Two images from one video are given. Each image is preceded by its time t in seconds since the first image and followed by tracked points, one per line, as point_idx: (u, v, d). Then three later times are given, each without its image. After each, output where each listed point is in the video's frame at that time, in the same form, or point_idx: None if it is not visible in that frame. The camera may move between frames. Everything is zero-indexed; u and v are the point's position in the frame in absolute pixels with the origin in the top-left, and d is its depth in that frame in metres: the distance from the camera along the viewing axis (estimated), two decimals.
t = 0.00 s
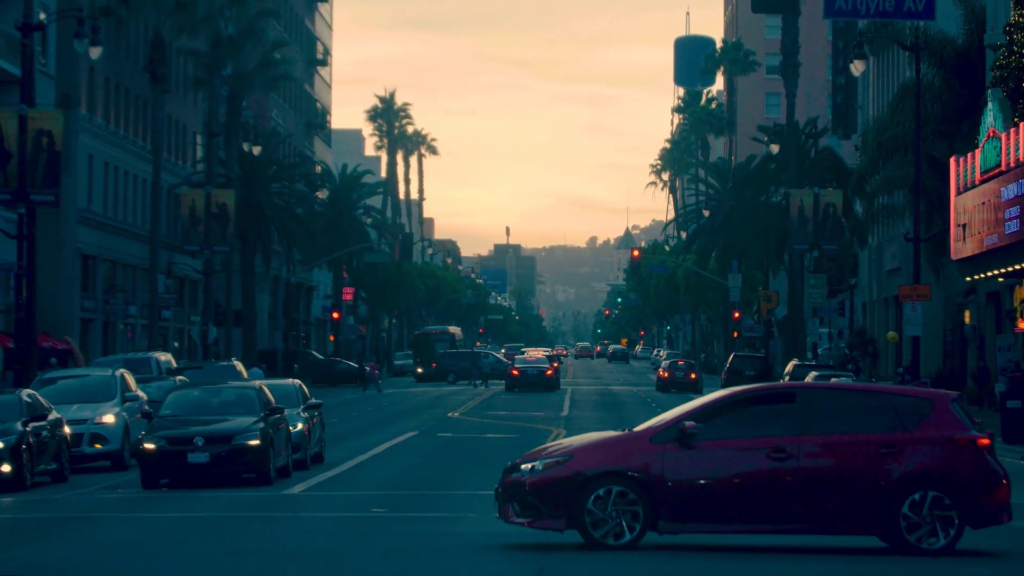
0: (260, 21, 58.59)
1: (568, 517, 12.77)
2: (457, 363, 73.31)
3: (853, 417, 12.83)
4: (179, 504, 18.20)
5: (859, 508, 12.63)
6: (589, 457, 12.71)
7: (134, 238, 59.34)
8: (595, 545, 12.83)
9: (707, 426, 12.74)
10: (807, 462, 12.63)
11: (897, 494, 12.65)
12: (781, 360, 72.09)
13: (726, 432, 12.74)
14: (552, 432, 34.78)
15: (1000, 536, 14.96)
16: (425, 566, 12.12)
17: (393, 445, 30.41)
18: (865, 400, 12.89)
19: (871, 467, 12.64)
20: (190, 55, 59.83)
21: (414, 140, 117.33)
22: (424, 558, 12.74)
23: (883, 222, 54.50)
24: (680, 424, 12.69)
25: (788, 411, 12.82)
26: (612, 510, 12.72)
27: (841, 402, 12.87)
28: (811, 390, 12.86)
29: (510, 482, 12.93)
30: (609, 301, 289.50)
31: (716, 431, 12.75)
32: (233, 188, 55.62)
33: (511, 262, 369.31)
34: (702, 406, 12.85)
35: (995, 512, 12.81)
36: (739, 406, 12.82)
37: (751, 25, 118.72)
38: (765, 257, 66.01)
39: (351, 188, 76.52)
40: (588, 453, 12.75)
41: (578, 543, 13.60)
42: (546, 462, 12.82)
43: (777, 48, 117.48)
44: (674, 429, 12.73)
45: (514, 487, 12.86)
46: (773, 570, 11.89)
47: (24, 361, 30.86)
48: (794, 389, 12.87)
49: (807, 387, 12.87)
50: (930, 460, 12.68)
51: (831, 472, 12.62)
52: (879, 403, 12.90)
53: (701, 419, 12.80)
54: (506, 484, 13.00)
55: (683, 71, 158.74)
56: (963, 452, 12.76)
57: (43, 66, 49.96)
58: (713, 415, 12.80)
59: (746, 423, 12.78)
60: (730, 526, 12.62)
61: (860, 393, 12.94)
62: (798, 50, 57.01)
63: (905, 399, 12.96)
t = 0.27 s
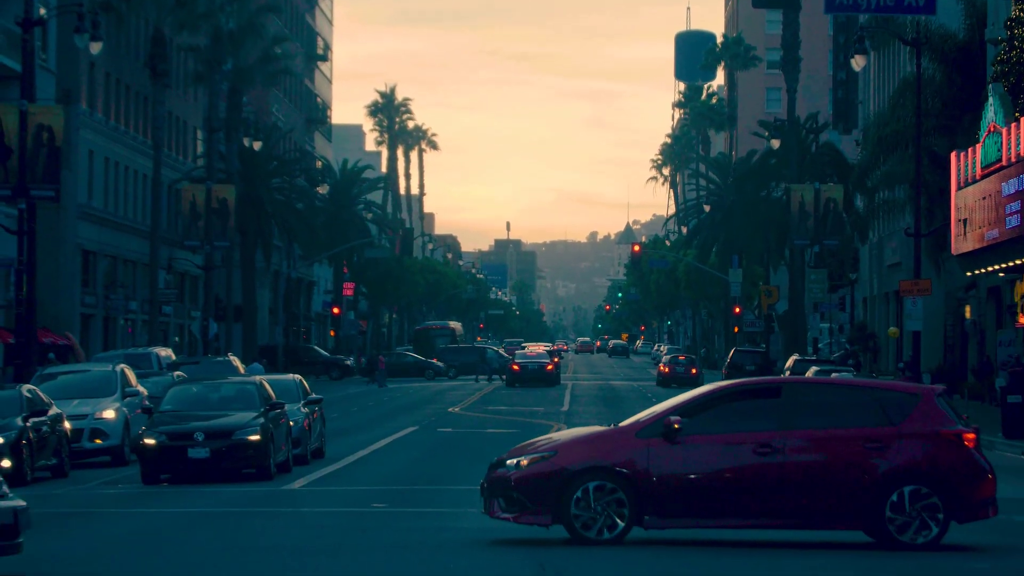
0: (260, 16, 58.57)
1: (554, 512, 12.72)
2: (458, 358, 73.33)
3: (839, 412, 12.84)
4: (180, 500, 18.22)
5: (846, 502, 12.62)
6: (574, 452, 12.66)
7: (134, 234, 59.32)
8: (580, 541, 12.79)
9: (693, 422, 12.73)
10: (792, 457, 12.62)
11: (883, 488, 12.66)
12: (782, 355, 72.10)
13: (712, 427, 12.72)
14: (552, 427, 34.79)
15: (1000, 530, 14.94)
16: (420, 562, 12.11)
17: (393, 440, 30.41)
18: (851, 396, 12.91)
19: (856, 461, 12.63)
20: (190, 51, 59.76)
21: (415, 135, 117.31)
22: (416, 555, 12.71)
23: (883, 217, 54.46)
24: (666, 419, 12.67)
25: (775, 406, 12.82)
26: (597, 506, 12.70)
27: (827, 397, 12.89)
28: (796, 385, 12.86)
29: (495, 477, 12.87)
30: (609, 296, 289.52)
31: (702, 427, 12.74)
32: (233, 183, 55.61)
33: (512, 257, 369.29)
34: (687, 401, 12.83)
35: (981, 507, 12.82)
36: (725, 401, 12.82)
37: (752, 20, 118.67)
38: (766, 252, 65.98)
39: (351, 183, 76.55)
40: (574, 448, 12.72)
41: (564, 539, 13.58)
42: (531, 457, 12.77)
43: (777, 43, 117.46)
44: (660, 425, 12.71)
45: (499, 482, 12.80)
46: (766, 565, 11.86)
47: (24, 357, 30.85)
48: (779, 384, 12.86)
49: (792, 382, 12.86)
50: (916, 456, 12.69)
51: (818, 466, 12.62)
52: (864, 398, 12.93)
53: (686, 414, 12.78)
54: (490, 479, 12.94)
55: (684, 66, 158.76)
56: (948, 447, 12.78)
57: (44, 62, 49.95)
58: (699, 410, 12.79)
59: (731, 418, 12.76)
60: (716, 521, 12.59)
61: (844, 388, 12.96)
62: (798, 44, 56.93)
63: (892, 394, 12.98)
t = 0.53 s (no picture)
0: (258, 11, 58.48)
1: (539, 508, 12.73)
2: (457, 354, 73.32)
3: (824, 407, 12.82)
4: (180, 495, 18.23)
5: (831, 498, 12.60)
6: (560, 448, 12.67)
7: (132, 229, 59.28)
8: (566, 537, 12.81)
9: (678, 417, 12.74)
10: (779, 452, 12.60)
11: (869, 484, 12.66)
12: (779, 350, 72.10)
13: (697, 422, 12.72)
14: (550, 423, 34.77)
15: (994, 525, 14.95)
16: (415, 557, 12.12)
17: (391, 436, 30.40)
18: (836, 391, 12.92)
19: (843, 456, 12.63)
20: (187, 46, 59.68)
21: (413, 130, 117.23)
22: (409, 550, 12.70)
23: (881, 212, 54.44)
24: (651, 415, 12.68)
25: (760, 402, 12.80)
26: (583, 502, 12.70)
27: (812, 392, 12.87)
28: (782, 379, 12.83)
29: (481, 473, 12.87)
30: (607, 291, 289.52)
31: (688, 422, 12.74)
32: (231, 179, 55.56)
33: (509, 253, 369.28)
34: (673, 396, 12.85)
35: (967, 502, 12.84)
36: (710, 396, 12.81)
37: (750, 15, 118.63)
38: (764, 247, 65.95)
39: (349, 179, 76.53)
40: (560, 444, 12.73)
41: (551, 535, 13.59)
42: (516, 453, 12.78)
43: (775, 38, 117.44)
44: (646, 420, 12.72)
45: (485, 479, 12.81)
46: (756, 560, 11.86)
47: (22, 353, 30.81)
48: (765, 380, 12.84)
49: (778, 377, 12.85)
50: (902, 451, 12.71)
51: (804, 461, 12.59)
52: (851, 392, 12.95)
53: (672, 410, 12.80)
54: (476, 476, 12.95)
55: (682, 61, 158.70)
56: (934, 441, 12.80)
57: (41, 58, 49.87)
58: (685, 405, 12.80)
59: (717, 414, 12.76)
60: (701, 517, 12.59)
61: (830, 383, 12.97)
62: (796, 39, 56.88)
63: (877, 390, 13.01)
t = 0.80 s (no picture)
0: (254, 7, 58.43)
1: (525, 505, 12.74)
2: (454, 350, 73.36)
3: (811, 402, 12.79)
4: (172, 493, 18.21)
5: (816, 495, 12.62)
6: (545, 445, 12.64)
7: (128, 226, 59.24)
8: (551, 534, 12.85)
9: (663, 413, 12.76)
10: (764, 449, 12.59)
11: (855, 480, 12.66)
12: (776, 346, 72.12)
13: (682, 418, 12.74)
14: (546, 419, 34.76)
15: (989, 520, 14.93)
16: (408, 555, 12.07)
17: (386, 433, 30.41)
18: (823, 386, 12.85)
19: (828, 453, 12.61)
20: (183, 42, 59.60)
21: (409, 127, 117.17)
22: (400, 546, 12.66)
23: (878, 208, 54.40)
24: (637, 411, 12.71)
25: (746, 397, 12.76)
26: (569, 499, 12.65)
27: (799, 387, 12.80)
28: (767, 375, 12.77)
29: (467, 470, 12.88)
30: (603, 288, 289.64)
31: (674, 419, 12.75)
32: (226, 175, 55.49)
33: (505, 249, 369.47)
34: (660, 393, 12.87)
35: (955, 498, 12.81)
36: (695, 393, 12.81)
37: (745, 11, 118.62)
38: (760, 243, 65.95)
39: (345, 175, 76.46)
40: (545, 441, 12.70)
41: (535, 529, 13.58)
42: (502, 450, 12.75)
43: (771, 34, 117.45)
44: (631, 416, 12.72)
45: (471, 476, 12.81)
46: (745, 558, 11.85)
47: (17, 350, 30.80)
48: (750, 376, 12.78)
49: (764, 373, 12.77)
50: (887, 448, 12.68)
51: (789, 458, 12.59)
52: (837, 388, 12.86)
53: (659, 406, 12.82)
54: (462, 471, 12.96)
55: (678, 57, 158.93)
56: (920, 437, 12.77)
57: (36, 54, 49.79)
58: (671, 401, 12.83)
59: (703, 410, 12.76)
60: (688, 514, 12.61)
61: (816, 379, 12.89)
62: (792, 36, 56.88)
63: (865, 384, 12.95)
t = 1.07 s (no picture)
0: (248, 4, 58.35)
1: (512, 502, 12.80)
2: (450, 347, 73.37)
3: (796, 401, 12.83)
4: (167, 490, 18.20)
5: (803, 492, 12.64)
6: (532, 442, 12.71)
7: (122, 224, 59.13)
8: (538, 531, 12.91)
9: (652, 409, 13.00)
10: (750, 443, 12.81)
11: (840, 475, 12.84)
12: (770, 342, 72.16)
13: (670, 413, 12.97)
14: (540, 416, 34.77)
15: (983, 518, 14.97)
16: (401, 552, 12.10)
17: (380, 430, 30.41)
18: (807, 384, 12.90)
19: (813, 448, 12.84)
20: (177, 40, 59.53)
21: (403, 124, 117.05)
22: (390, 545, 12.70)
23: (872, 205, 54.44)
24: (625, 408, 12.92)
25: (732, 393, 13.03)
26: (555, 495, 12.74)
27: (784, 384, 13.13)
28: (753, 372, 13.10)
29: (454, 468, 12.95)
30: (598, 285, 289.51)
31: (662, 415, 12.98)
32: (221, 173, 55.47)
33: (500, 246, 369.27)
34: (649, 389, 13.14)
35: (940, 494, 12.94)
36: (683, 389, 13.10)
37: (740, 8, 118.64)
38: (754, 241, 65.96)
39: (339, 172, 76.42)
40: (532, 438, 12.76)
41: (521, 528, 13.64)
42: (489, 447, 12.83)
43: (765, 31, 117.47)
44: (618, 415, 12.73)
45: (457, 473, 12.87)
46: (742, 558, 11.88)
47: (12, 348, 30.77)
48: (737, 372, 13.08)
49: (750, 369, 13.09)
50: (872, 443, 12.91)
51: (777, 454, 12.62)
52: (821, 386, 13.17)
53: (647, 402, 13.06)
54: (449, 470, 13.05)
55: (672, 54, 158.88)
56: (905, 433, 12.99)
57: (31, 52, 49.69)
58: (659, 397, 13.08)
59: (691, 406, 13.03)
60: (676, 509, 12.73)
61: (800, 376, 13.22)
62: (786, 33, 56.87)
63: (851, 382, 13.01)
